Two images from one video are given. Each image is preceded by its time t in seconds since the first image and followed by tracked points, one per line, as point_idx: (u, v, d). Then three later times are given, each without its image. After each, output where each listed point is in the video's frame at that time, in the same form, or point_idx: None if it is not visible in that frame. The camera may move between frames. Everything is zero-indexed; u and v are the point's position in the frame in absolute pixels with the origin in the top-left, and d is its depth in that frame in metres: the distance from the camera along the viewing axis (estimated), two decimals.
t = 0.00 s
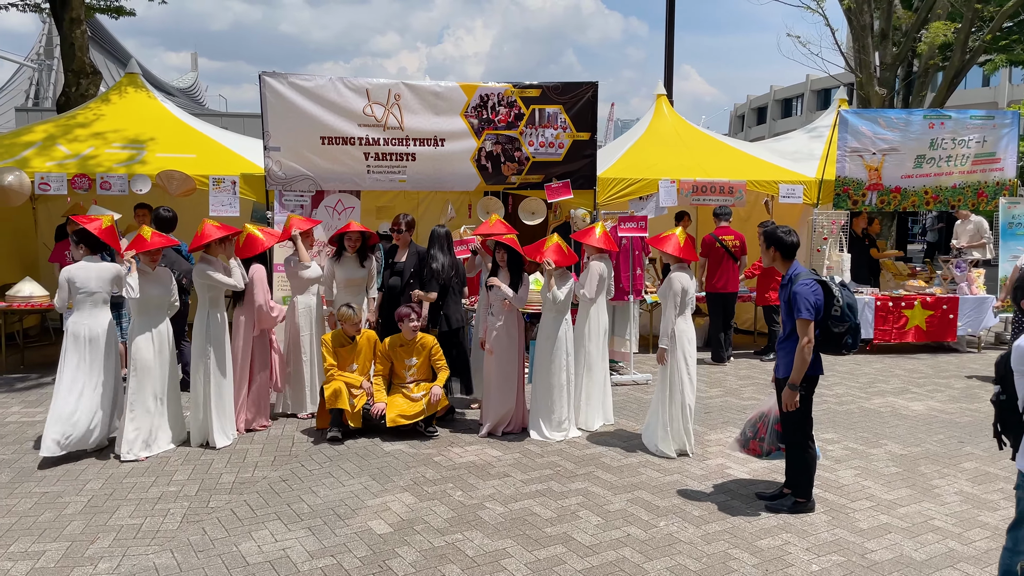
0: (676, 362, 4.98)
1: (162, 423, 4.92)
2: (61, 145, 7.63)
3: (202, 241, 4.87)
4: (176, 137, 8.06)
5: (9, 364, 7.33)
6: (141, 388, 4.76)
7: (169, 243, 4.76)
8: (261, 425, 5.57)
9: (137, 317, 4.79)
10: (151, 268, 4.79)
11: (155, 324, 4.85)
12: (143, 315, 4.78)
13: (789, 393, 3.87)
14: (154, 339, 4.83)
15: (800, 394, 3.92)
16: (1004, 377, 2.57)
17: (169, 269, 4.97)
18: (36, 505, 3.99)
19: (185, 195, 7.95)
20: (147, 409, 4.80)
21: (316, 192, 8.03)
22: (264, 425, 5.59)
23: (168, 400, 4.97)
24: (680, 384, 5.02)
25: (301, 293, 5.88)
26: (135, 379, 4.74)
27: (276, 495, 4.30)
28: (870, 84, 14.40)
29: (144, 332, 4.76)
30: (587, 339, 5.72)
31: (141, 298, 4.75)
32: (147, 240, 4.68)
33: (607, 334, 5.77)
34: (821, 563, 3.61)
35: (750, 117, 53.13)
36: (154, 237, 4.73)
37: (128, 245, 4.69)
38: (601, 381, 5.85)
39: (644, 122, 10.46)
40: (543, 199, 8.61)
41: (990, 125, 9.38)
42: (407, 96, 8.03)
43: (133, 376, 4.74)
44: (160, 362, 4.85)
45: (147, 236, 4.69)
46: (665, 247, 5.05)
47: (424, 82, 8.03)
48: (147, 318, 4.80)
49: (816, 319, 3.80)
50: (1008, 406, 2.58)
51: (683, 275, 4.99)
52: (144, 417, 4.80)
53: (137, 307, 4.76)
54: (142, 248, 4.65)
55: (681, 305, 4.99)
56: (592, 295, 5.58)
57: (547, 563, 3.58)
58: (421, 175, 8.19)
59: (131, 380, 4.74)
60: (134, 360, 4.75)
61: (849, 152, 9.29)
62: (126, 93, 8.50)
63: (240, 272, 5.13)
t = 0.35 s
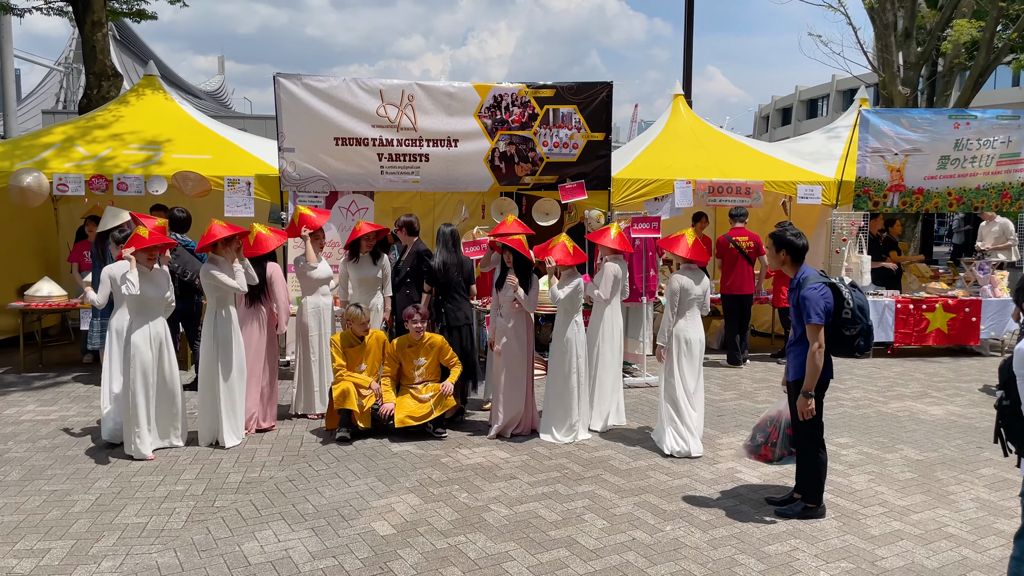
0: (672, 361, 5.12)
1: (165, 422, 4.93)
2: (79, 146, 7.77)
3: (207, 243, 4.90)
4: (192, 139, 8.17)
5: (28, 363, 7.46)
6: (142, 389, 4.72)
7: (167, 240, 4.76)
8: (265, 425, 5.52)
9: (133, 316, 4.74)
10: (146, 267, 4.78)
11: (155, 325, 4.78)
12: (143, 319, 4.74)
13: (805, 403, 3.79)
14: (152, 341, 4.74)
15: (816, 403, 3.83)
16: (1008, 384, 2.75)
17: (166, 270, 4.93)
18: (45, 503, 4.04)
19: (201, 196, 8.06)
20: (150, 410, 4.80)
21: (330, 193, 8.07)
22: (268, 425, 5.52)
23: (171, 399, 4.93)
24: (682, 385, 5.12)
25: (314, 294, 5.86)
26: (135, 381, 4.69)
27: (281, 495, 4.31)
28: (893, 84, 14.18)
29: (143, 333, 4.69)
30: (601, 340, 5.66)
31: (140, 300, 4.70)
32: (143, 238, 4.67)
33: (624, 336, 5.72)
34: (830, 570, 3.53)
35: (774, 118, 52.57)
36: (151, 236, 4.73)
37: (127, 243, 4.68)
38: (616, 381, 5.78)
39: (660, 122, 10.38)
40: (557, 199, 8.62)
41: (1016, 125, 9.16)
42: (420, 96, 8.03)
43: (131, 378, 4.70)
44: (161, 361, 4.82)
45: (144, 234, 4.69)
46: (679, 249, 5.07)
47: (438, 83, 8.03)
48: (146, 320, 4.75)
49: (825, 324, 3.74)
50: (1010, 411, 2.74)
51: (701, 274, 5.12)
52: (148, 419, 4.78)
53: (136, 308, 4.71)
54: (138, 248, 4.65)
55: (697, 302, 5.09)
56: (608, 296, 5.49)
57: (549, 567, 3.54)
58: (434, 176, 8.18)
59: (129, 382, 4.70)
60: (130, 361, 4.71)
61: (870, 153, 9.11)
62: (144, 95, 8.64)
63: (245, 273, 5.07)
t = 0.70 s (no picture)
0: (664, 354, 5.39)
1: (170, 426, 4.98)
2: (95, 150, 7.92)
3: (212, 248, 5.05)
4: (205, 143, 8.28)
5: (44, 364, 7.60)
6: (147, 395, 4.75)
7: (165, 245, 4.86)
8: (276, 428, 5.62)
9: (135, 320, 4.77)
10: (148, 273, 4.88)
11: (157, 328, 4.83)
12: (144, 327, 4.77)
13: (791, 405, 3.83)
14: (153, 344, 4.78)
15: (804, 405, 3.86)
16: (1003, 394, 2.81)
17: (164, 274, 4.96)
18: (51, 505, 4.12)
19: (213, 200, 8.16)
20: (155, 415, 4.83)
21: (341, 197, 8.12)
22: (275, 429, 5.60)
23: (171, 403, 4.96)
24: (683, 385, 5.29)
25: (323, 299, 5.85)
26: (141, 388, 4.72)
27: (283, 499, 4.34)
28: (913, 85, 14.01)
29: (145, 336, 4.72)
30: (606, 343, 5.61)
31: (144, 305, 4.72)
32: (143, 244, 4.75)
33: (631, 341, 5.65)
34: None
35: (797, 118, 52.04)
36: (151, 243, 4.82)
37: (127, 249, 4.73)
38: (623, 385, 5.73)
39: (673, 124, 10.32)
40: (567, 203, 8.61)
41: None
42: (430, 100, 8.06)
43: (136, 384, 4.72)
44: (162, 365, 4.86)
45: (143, 239, 4.78)
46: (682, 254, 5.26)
47: (447, 87, 8.04)
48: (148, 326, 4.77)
49: (826, 331, 3.71)
50: (1006, 421, 2.80)
51: (706, 276, 5.27)
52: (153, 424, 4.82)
53: (139, 313, 4.75)
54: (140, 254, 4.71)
55: (695, 303, 5.25)
56: (612, 300, 5.47)
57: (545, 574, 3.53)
58: (444, 179, 8.20)
59: (134, 388, 4.74)
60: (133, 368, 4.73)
61: (885, 156, 8.98)
62: (159, 99, 8.77)
63: (240, 278, 5.12)
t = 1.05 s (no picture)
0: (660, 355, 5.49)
1: (168, 426, 4.97)
2: (100, 151, 7.98)
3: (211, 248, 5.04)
4: (210, 143, 8.31)
5: (51, 364, 7.66)
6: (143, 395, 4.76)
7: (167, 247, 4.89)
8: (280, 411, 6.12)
9: (132, 320, 4.77)
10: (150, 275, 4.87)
11: (153, 328, 4.82)
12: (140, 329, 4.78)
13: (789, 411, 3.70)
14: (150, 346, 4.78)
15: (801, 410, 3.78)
16: (999, 401, 2.74)
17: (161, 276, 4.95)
18: (44, 506, 4.14)
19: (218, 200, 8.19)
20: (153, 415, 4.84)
21: (345, 198, 8.11)
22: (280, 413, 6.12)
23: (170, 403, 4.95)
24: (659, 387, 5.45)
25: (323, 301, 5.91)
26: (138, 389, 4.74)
27: (276, 502, 4.32)
28: (928, 83, 13.82)
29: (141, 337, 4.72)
30: (606, 343, 5.55)
31: (140, 306, 4.73)
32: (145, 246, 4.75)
33: (631, 342, 5.60)
34: None
35: (815, 118, 51.52)
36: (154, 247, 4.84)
37: (128, 251, 4.72)
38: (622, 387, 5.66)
39: (681, 124, 10.23)
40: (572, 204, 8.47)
41: None
42: (434, 100, 8.03)
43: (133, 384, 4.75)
44: (160, 365, 4.85)
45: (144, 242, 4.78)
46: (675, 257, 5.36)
47: (451, 87, 8.01)
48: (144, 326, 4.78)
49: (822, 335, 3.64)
50: (1002, 429, 2.72)
51: (697, 279, 5.36)
52: (150, 425, 4.81)
53: (134, 314, 4.76)
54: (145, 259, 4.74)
55: (686, 304, 5.37)
56: (606, 301, 5.45)
57: None
58: (448, 180, 8.17)
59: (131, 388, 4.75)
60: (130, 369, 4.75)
61: (896, 155, 8.86)
62: (165, 100, 8.82)
63: (230, 278, 5.08)
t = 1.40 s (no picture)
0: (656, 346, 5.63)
1: (167, 421, 4.97)
2: (102, 149, 8.00)
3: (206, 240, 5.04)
4: (212, 141, 8.31)
5: (51, 361, 7.69)
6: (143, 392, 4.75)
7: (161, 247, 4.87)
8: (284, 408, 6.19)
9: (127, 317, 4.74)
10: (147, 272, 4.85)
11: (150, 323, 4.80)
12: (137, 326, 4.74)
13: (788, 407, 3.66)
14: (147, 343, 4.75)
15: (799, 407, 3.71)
16: (996, 399, 2.67)
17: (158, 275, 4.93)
18: (35, 503, 4.14)
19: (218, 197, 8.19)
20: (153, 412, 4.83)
21: (345, 195, 8.08)
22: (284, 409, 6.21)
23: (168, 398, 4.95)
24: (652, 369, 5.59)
25: (318, 297, 5.94)
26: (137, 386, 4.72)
27: (267, 499, 4.29)
28: (938, 80, 13.67)
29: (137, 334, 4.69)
30: (602, 340, 5.50)
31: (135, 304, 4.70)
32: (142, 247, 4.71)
33: (626, 338, 5.57)
34: None
35: (827, 117, 51.11)
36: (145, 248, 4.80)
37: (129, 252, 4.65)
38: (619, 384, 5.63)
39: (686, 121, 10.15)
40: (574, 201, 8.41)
41: None
42: (434, 97, 7.99)
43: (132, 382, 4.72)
44: (158, 362, 4.84)
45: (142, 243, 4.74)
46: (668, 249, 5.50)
47: (452, 83, 7.98)
48: (141, 323, 4.75)
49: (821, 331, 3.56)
50: (998, 428, 2.65)
51: (690, 268, 5.49)
52: (150, 421, 4.80)
53: (128, 310, 4.73)
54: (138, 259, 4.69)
55: (679, 294, 5.48)
56: (596, 299, 5.43)
57: None
58: (448, 177, 8.13)
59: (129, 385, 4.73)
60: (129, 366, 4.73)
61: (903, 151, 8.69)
62: (167, 98, 8.84)
63: (221, 274, 5.04)
